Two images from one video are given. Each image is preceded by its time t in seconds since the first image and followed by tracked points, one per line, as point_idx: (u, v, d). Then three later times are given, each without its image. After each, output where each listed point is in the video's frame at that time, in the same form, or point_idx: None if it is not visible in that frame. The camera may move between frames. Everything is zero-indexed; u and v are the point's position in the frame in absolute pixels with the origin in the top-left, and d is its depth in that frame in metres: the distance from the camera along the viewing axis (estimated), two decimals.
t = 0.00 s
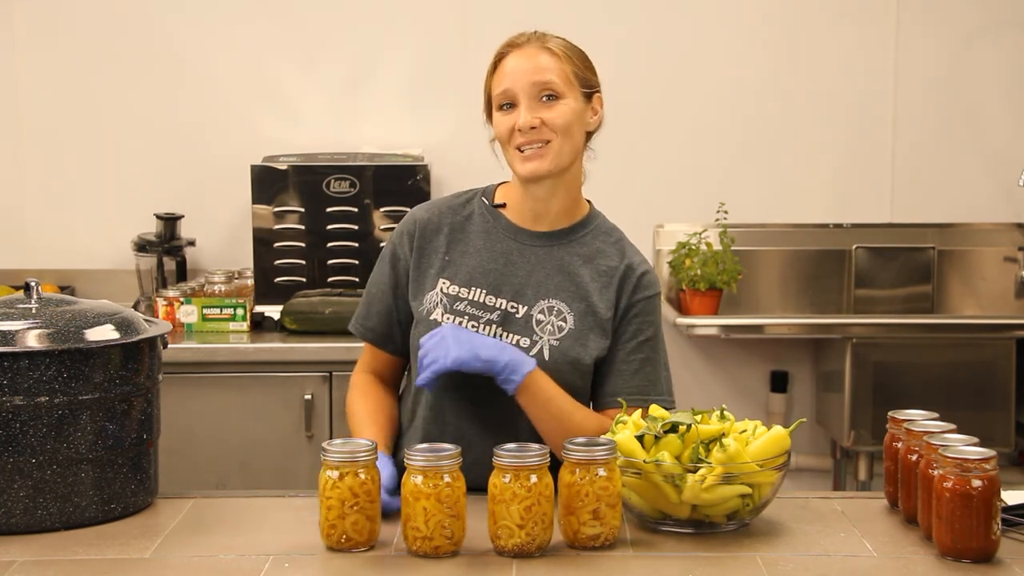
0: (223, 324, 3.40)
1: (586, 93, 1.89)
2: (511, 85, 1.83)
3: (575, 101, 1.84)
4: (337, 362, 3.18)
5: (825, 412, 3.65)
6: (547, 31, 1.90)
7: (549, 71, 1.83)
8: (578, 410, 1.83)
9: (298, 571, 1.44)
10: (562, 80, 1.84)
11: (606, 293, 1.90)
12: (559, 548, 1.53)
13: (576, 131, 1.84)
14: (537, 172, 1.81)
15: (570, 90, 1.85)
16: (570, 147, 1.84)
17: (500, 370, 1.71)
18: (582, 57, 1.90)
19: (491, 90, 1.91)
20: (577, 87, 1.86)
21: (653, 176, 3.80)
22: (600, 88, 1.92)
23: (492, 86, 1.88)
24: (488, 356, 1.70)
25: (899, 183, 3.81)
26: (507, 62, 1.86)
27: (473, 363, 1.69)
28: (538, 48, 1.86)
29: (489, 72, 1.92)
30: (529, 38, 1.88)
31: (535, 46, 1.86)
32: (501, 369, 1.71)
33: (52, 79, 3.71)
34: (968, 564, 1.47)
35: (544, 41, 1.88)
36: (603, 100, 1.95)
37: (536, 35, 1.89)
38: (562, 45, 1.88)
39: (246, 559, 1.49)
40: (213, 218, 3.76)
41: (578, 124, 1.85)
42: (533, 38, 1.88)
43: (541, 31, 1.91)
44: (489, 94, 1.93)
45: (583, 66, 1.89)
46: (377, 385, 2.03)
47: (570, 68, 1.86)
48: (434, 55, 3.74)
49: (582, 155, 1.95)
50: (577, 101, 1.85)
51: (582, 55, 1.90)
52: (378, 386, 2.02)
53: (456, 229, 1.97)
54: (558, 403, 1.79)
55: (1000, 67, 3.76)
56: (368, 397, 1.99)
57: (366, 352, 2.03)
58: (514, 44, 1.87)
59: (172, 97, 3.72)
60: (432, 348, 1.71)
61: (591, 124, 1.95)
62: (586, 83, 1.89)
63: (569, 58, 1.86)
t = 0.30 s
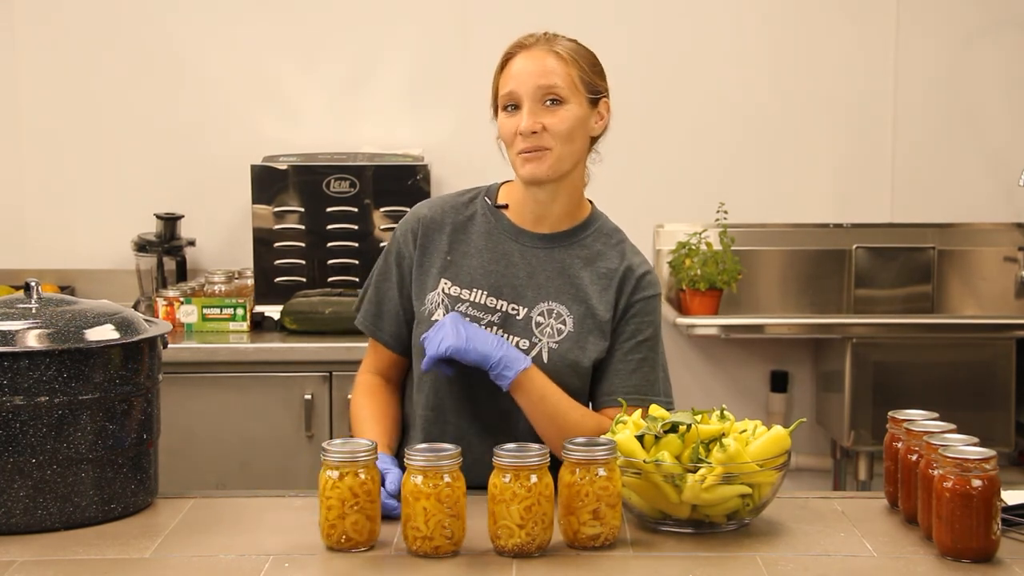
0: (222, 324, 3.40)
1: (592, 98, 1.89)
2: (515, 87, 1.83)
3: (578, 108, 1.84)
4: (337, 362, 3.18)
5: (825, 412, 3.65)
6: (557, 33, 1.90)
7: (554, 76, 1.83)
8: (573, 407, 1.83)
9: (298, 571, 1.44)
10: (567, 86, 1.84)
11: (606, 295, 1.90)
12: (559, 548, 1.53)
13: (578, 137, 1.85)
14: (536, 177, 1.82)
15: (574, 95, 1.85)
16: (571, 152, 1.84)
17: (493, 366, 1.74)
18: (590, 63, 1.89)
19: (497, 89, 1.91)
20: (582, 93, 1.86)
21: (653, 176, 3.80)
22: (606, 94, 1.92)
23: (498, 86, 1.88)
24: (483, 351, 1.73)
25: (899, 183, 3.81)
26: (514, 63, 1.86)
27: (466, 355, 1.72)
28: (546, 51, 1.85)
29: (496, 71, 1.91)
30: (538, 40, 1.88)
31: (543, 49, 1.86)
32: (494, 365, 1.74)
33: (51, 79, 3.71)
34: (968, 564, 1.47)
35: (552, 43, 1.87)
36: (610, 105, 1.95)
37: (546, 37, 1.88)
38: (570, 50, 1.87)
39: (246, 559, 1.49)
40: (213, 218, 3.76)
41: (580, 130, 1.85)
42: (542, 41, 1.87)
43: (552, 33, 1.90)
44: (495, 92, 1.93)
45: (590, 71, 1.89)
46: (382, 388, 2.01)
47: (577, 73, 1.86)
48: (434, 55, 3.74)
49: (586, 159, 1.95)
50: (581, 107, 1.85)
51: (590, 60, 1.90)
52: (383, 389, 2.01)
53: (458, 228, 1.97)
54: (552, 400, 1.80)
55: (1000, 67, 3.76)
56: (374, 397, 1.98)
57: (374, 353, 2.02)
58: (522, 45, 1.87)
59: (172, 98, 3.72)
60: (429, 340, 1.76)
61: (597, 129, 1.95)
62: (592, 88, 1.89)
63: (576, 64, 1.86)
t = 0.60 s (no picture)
0: (223, 324, 3.40)
1: (593, 98, 1.89)
2: (516, 86, 1.83)
3: (578, 108, 1.84)
4: (337, 363, 3.18)
5: (825, 412, 3.65)
6: (559, 33, 1.90)
7: (555, 76, 1.83)
8: (575, 407, 1.83)
9: (298, 571, 1.44)
10: (567, 86, 1.84)
11: (608, 294, 1.90)
12: (559, 548, 1.53)
13: (578, 137, 1.85)
14: (536, 176, 1.82)
15: (574, 94, 1.85)
16: (571, 152, 1.84)
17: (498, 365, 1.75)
18: (592, 63, 1.89)
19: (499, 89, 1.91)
20: (582, 93, 1.86)
21: (653, 176, 3.80)
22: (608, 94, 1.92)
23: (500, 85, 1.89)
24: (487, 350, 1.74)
25: (899, 183, 3.80)
26: (515, 63, 1.86)
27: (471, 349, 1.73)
28: (547, 51, 1.85)
29: (498, 71, 1.92)
30: (540, 39, 1.88)
31: (545, 48, 1.86)
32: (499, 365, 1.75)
33: (51, 79, 3.71)
34: (968, 564, 1.47)
35: (554, 43, 1.88)
36: (612, 105, 1.95)
37: (548, 36, 1.88)
38: (572, 50, 1.87)
39: (246, 559, 1.49)
40: (213, 218, 3.76)
41: (580, 130, 1.85)
42: (543, 40, 1.88)
43: (554, 33, 1.91)
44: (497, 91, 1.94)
45: (591, 71, 1.88)
46: (386, 389, 2.01)
47: (578, 73, 1.86)
48: (434, 55, 3.74)
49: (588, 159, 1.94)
50: (581, 107, 1.85)
51: (592, 60, 1.90)
52: (386, 390, 2.01)
53: (462, 228, 1.97)
54: (554, 398, 1.80)
55: (1000, 68, 3.76)
56: (377, 398, 1.98)
57: (378, 353, 2.02)
58: (524, 45, 1.88)
59: (172, 98, 3.72)
60: (434, 334, 1.77)
61: (598, 129, 1.94)
62: (593, 88, 1.89)
63: (577, 63, 1.86)
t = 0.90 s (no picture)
0: (223, 324, 3.40)
1: (595, 99, 1.89)
2: (516, 89, 1.83)
3: (580, 110, 1.84)
4: (337, 363, 3.18)
5: (825, 412, 3.65)
6: (559, 34, 1.89)
7: (555, 78, 1.83)
8: (585, 406, 1.83)
9: (298, 571, 1.44)
10: (568, 88, 1.84)
11: (612, 294, 1.90)
12: (559, 548, 1.53)
13: (581, 140, 1.84)
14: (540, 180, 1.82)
15: (575, 97, 1.84)
16: (574, 155, 1.84)
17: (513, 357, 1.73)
18: (593, 63, 1.89)
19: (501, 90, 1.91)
20: (584, 94, 1.86)
21: (654, 176, 3.80)
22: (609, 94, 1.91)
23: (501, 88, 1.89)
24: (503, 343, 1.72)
25: (899, 183, 3.80)
26: (516, 66, 1.86)
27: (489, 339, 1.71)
28: (547, 53, 1.85)
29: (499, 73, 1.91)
30: (539, 41, 1.88)
31: (545, 51, 1.86)
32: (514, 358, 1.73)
33: (51, 80, 3.71)
34: (968, 564, 1.47)
35: (554, 44, 1.87)
36: (614, 104, 1.94)
37: (548, 38, 1.88)
38: (573, 51, 1.87)
39: (246, 559, 1.49)
40: (213, 218, 3.76)
41: (582, 132, 1.84)
42: (543, 42, 1.87)
43: (554, 33, 1.90)
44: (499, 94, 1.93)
45: (592, 71, 1.88)
46: (395, 390, 2.01)
47: (578, 75, 1.85)
48: (433, 55, 3.74)
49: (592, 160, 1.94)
50: (583, 109, 1.85)
51: (592, 60, 1.89)
52: (395, 391, 2.01)
53: (468, 226, 1.98)
54: (568, 398, 1.80)
55: (1000, 68, 3.76)
56: (386, 399, 1.98)
57: (390, 353, 2.02)
58: (524, 48, 1.87)
59: (172, 98, 3.72)
60: (453, 317, 1.73)
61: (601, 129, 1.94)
62: (595, 88, 1.88)
63: (578, 65, 1.86)
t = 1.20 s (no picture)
0: (223, 324, 3.40)
1: (602, 110, 1.89)
2: (525, 102, 1.82)
3: (588, 125, 1.84)
4: (337, 363, 3.18)
5: (825, 412, 3.65)
6: (568, 41, 1.88)
7: (565, 93, 1.82)
8: (592, 406, 1.84)
9: (298, 571, 1.44)
10: (577, 102, 1.83)
11: (613, 295, 1.90)
12: (559, 548, 1.53)
13: (588, 154, 1.85)
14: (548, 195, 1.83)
15: (584, 111, 1.84)
16: (581, 170, 1.84)
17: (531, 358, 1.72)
18: (600, 74, 1.88)
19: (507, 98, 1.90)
20: (592, 107, 1.86)
21: (654, 176, 3.80)
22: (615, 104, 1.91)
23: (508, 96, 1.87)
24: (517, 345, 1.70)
25: (898, 183, 3.80)
26: (525, 76, 1.84)
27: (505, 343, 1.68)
28: (556, 65, 1.84)
29: (505, 80, 1.90)
30: (549, 51, 1.86)
31: (554, 62, 1.85)
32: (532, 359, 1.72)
33: (51, 79, 3.71)
34: (968, 564, 1.47)
35: (563, 54, 1.86)
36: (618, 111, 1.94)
37: (558, 47, 1.87)
38: (582, 63, 1.86)
39: (246, 559, 1.49)
40: (213, 218, 3.76)
41: (590, 146, 1.85)
42: (552, 52, 1.86)
43: (563, 42, 1.89)
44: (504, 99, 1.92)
45: (600, 82, 1.88)
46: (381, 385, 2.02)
47: (587, 88, 1.85)
48: (433, 55, 3.74)
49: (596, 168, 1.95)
50: (591, 123, 1.85)
51: (600, 70, 1.88)
52: (381, 385, 2.01)
53: (466, 225, 1.97)
54: (579, 398, 1.80)
55: (1000, 68, 3.76)
56: (375, 396, 1.99)
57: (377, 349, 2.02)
58: (533, 57, 1.86)
59: (171, 97, 3.72)
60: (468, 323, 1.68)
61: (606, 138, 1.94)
62: (602, 99, 1.88)
63: (587, 78, 1.85)
